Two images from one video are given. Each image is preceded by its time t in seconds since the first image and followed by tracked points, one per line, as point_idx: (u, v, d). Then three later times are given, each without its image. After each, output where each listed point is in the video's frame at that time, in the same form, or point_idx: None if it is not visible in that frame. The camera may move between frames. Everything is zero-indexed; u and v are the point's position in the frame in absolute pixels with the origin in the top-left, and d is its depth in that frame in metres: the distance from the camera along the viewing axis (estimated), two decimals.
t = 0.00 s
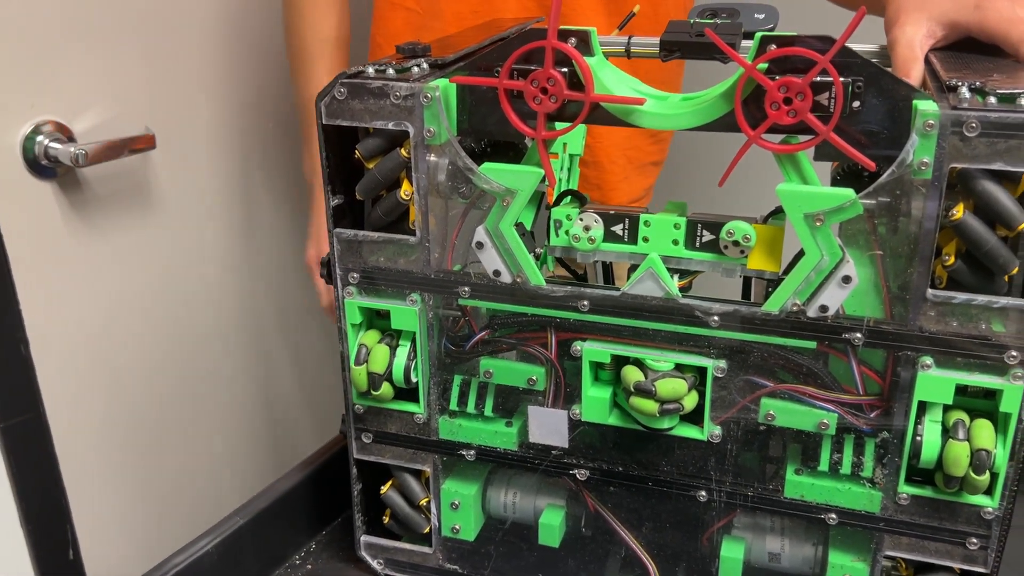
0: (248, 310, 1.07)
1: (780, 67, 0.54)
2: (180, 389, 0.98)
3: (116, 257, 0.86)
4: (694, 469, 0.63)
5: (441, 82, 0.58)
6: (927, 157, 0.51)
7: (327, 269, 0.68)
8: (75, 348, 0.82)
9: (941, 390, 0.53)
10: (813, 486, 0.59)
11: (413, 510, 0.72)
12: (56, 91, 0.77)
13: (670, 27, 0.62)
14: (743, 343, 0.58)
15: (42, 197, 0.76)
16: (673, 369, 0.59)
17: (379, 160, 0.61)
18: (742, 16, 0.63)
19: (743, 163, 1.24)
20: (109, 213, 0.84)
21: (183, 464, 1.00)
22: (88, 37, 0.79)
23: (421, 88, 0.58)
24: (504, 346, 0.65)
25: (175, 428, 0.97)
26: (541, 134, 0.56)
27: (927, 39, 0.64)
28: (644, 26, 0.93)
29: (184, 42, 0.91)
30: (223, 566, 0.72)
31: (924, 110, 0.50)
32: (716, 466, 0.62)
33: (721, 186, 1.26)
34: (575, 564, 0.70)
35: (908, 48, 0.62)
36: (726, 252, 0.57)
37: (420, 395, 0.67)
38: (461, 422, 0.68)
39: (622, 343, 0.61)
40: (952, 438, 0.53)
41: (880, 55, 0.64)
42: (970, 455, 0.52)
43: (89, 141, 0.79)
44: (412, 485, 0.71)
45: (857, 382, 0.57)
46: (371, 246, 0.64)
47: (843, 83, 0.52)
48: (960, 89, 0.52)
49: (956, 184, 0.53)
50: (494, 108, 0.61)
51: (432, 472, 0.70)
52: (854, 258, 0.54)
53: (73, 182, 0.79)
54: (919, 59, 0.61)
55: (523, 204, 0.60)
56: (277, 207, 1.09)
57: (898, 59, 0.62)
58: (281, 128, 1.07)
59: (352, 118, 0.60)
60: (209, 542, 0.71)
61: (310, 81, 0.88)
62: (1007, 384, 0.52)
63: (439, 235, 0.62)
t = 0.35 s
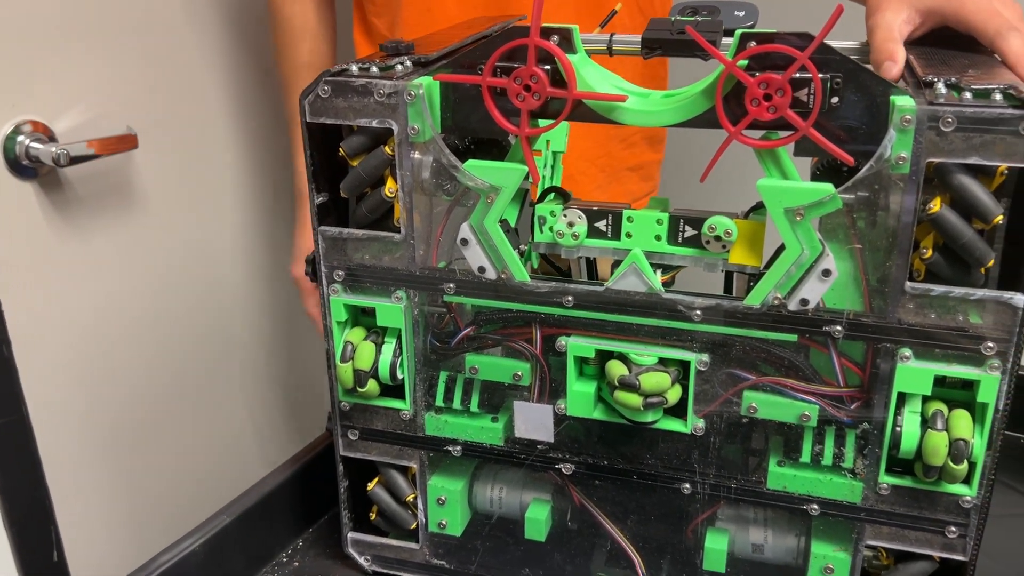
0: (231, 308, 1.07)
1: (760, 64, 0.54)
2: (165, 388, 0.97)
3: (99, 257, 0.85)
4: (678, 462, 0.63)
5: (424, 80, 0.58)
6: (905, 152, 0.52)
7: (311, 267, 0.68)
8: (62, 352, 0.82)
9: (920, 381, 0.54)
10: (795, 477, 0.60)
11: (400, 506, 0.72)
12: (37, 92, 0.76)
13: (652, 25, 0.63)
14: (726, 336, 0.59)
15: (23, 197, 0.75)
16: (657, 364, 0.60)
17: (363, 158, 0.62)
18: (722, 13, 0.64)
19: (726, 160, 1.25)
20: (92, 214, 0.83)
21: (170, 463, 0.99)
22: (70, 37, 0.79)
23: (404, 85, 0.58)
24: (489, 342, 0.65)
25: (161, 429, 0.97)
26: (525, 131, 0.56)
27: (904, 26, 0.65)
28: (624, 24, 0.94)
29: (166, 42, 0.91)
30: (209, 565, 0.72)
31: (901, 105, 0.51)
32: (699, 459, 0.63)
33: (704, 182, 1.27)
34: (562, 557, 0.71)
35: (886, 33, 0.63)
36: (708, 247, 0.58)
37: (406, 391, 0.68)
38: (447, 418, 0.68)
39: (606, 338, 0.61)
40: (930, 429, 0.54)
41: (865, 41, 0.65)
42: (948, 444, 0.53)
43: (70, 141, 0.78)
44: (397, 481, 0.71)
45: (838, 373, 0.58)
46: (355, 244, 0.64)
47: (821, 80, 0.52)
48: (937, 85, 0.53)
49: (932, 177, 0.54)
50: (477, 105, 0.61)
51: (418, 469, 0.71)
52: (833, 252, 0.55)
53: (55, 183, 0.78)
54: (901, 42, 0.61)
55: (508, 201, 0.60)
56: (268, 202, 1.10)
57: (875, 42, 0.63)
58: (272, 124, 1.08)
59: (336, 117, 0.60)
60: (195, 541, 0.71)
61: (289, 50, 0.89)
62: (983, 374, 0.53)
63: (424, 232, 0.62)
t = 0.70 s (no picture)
0: (217, 313, 1.06)
1: (730, 72, 0.56)
2: (149, 392, 0.96)
3: (79, 262, 0.85)
4: (655, 457, 0.65)
5: (404, 88, 0.60)
6: (869, 156, 0.54)
7: (294, 271, 0.69)
8: (43, 356, 0.82)
9: (886, 375, 0.57)
10: (769, 470, 0.62)
11: (384, 505, 0.73)
12: (13, 99, 0.76)
13: (626, 31, 0.64)
14: (700, 335, 0.61)
15: None
16: (634, 362, 0.61)
17: (345, 164, 0.63)
18: (693, 20, 0.65)
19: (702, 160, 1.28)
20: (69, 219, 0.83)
21: (154, 467, 0.99)
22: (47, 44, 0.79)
23: (384, 94, 0.59)
24: (470, 343, 0.67)
25: (145, 433, 0.97)
26: (503, 139, 0.57)
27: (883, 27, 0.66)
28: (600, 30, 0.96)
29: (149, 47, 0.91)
30: (196, 566, 0.72)
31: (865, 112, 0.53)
32: (675, 454, 0.65)
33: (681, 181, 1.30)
34: (543, 552, 0.73)
35: (863, 32, 0.64)
36: (682, 249, 0.60)
37: (389, 393, 0.69)
38: (430, 418, 0.69)
39: (584, 338, 0.63)
40: (896, 422, 0.57)
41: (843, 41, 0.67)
42: (913, 436, 0.56)
43: (47, 148, 0.78)
44: (382, 481, 0.73)
45: (807, 370, 0.60)
46: (338, 249, 0.65)
47: (788, 87, 0.54)
48: (898, 92, 0.56)
49: (895, 180, 0.56)
50: (455, 112, 0.62)
51: (402, 468, 0.72)
52: (801, 253, 0.57)
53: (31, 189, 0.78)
54: (871, 44, 0.62)
55: (487, 207, 0.61)
56: (257, 208, 1.10)
57: (852, 39, 0.64)
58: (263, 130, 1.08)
59: (318, 124, 0.61)
60: (182, 543, 0.71)
61: None
62: (945, 369, 0.56)
63: (405, 236, 0.64)
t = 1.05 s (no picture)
0: (193, 317, 1.05)
1: (697, 77, 0.57)
2: (125, 396, 0.95)
3: (53, 267, 0.83)
4: (629, 454, 0.67)
5: (378, 94, 0.61)
6: (832, 158, 0.55)
7: (270, 275, 0.69)
8: (15, 363, 0.80)
9: (851, 371, 0.58)
10: (739, 464, 0.63)
11: (363, 506, 0.73)
12: None
13: (594, 35, 0.64)
14: (671, 334, 0.62)
15: None
16: (607, 361, 0.62)
17: (320, 169, 0.63)
18: (661, 23, 0.66)
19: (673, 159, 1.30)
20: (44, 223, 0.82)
21: (130, 472, 0.98)
22: (21, 44, 0.77)
23: (359, 100, 0.60)
24: (447, 344, 0.67)
25: (119, 438, 0.96)
26: (477, 143, 0.58)
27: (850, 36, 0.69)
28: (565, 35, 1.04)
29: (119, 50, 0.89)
30: (175, 570, 0.72)
31: (828, 115, 0.54)
32: (649, 450, 0.66)
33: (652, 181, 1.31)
34: (521, 549, 0.74)
35: (827, 39, 0.68)
36: (652, 250, 0.61)
37: (366, 395, 0.69)
38: (407, 418, 0.70)
39: (558, 338, 0.64)
40: (862, 415, 0.58)
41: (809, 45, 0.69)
42: (878, 429, 0.58)
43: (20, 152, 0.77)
44: (360, 483, 0.73)
45: (775, 365, 0.61)
46: (313, 253, 0.65)
47: (754, 92, 0.56)
48: (860, 95, 0.57)
49: (858, 181, 0.58)
50: (428, 116, 0.63)
51: (380, 469, 0.72)
52: (768, 252, 0.58)
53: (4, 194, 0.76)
54: (834, 49, 0.65)
55: (462, 210, 0.62)
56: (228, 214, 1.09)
57: (818, 45, 0.67)
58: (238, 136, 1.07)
59: (292, 130, 0.62)
60: (162, 547, 0.71)
61: None
62: (909, 363, 0.58)
63: (381, 240, 0.64)
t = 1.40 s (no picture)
0: (167, 323, 1.04)
1: (660, 82, 0.59)
2: (97, 404, 0.94)
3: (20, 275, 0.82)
4: (600, 450, 0.68)
5: (348, 100, 0.62)
6: (792, 160, 0.57)
7: (243, 280, 0.69)
8: None
9: (814, 365, 0.60)
10: (707, 458, 0.65)
11: (339, 508, 0.74)
12: None
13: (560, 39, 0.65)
14: (640, 332, 0.63)
15: None
16: (578, 360, 0.64)
17: (291, 175, 0.64)
18: (625, 27, 0.67)
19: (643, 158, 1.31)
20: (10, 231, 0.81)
21: (104, 480, 0.97)
22: None
23: (329, 106, 0.61)
24: (420, 346, 0.68)
25: (91, 445, 0.95)
26: (447, 148, 0.59)
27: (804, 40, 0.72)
28: (532, 37, 1.12)
29: (87, 55, 0.88)
30: None
31: (788, 118, 0.56)
32: (620, 446, 0.68)
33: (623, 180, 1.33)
34: (496, 546, 0.75)
35: (783, 45, 0.70)
36: (620, 250, 0.63)
37: (340, 398, 0.70)
38: (382, 420, 0.70)
39: (530, 338, 0.65)
40: (826, 409, 0.60)
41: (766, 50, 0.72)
42: (841, 422, 0.59)
43: None
44: (335, 485, 0.73)
45: (741, 362, 0.63)
46: (285, 258, 0.66)
47: (716, 96, 0.58)
48: (818, 98, 0.59)
49: (818, 181, 0.59)
50: (398, 120, 0.63)
51: (355, 471, 0.73)
52: (732, 252, 0.60)
53: None
54: (790, 53, 0.68)
55: (433, 213, 0.63)
56: (200, 219, 1.09)
57: (775, 51, 0.70)
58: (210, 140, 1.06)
59: (263, 137, 0.62)
60: (138, 553, 0.71)
61: None
62: (870, 357, 0.60)
63: (353, 244, 0.65)
